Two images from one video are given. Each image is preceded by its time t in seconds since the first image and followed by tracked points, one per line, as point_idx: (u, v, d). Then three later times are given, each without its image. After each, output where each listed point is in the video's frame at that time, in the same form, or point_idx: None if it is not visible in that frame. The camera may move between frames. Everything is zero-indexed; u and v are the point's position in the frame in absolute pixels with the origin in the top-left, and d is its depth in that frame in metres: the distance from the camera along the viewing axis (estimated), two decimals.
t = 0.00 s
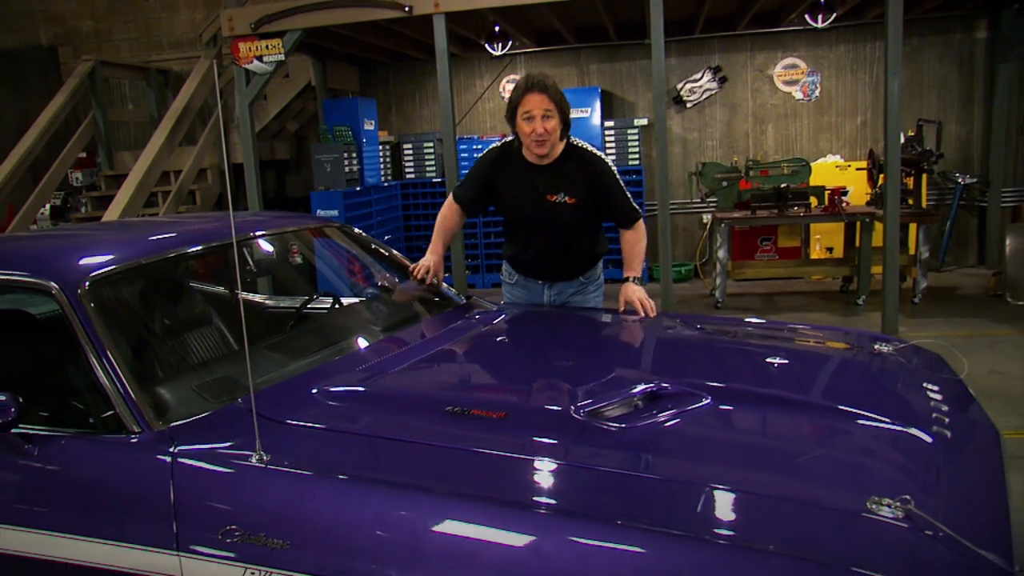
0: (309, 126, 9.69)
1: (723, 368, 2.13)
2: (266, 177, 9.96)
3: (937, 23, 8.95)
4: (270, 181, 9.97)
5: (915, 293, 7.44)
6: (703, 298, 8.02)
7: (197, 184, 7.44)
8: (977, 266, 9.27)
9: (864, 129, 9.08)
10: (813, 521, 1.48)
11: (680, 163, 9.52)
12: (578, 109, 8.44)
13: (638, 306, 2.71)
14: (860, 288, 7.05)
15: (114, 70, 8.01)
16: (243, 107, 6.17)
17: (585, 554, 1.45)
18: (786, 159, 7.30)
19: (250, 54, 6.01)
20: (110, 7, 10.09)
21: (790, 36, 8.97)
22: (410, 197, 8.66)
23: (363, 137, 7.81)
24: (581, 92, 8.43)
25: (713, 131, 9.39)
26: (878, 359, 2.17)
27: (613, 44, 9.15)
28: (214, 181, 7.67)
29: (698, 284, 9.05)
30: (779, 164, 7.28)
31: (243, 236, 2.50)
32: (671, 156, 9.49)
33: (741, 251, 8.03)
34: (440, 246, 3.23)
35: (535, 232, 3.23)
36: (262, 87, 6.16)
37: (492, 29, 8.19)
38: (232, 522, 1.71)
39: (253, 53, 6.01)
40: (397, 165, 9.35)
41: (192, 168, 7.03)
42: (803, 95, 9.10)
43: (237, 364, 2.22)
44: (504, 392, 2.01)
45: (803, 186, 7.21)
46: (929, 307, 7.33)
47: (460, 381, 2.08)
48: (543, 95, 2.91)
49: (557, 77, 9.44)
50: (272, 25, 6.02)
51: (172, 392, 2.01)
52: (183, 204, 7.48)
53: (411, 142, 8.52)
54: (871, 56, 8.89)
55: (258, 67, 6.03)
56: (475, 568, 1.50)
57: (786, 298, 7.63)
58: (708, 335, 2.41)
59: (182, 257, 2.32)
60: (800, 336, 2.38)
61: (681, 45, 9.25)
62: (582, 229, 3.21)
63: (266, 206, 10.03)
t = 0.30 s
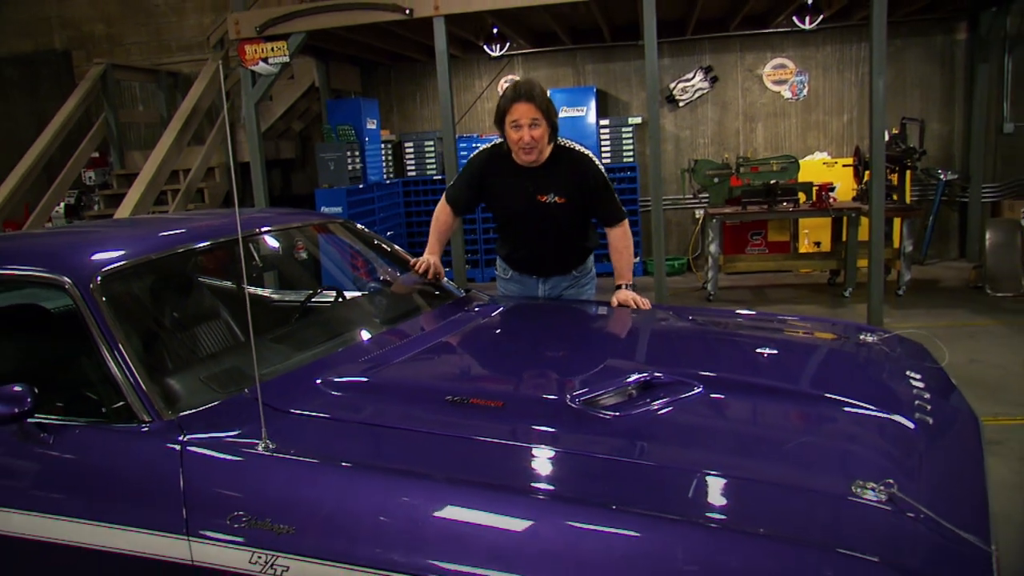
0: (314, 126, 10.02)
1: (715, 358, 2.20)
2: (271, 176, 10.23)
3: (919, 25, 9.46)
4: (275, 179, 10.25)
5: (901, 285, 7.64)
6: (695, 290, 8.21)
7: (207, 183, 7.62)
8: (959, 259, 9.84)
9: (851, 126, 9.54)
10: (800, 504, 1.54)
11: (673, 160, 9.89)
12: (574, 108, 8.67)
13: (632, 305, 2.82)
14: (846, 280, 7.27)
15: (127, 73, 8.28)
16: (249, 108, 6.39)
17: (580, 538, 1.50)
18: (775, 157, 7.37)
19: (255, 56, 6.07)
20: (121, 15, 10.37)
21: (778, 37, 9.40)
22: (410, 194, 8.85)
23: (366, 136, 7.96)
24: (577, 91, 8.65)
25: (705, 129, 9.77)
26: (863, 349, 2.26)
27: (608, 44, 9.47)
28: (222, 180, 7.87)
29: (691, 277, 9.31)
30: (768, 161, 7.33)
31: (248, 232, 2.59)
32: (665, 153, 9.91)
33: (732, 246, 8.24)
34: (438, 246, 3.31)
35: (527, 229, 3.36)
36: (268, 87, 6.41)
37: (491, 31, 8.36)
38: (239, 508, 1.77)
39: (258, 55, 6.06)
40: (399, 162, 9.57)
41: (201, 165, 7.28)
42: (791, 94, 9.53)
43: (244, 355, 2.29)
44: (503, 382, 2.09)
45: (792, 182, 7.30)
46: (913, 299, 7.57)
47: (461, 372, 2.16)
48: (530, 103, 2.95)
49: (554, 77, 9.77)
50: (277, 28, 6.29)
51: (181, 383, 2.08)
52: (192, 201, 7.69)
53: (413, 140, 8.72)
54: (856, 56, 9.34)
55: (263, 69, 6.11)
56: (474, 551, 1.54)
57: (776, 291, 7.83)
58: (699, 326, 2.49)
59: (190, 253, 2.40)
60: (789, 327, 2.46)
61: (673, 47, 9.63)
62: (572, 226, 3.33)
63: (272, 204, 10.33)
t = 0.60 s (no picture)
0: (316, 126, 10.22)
1: (706, 347, 2.29)
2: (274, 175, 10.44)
3: (904, 26, 9.67)
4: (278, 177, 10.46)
5: (885, 277, 7.79)
6: (687, 282, 8.34)
7: (215, 181, 7.78)
8: (940, 251, 10.03)
9: (836, 123, 9.71)
10: (788, 487, 1.61)
11: (666, 156, 10.10)
12: (570, 107, 8.78)
13: (625, 297, 2.91)
14: (833, 272, 7.40)
15: (138, 75, 8.52)
16: (255, 108, 6.53)
17: (575, 521, 1.56)
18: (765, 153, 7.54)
19: (262, 58, 6.45)
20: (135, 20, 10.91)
21: (765, 38, 9.60)
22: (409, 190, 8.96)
23: (368, 135, 8.02)
24: (574, 91, 8.74)
25: (697, 127, 9.97)
26: (849, 339, 2.35)
27: (602, 45, 9.58)
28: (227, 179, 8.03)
29: (684, 270, 9.49)
30: (758, 157, 7.52)
31: (253, 229, 2.68)
32: (658, 149, 10.11)
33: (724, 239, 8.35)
34: (437, 242, 3.38)
35: (523, 220, 3.43)
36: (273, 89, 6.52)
37: (488, 33, 8.45)
38: (248, 495, 1.84)
39: (264, 58, 6.45)
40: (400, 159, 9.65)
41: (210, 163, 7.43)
42: (779, 92, 9.72)
43: (251, 346, 2.37)
44: (501, 372, 2.16)
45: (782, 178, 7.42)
46: (898, 290, 7.69)
47: (461, 362, 2.24)
48: (526, 98, 3.01)
49: (550, 77, 9.88)
50: (279, 32, 6.36)
51: (191, 374, 2.16)
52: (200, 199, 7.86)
53: (414, 138, 8.78)
54: (842, 57, 9.53)
55: (269, 71, 6.48)
56: (473, 535, 1.61)
57: (767, 282, 7.95)
58: (691, 317, 2.58)
59: (198, 248, 2.49)
60: (778, 318, 2.54)
61: (665, 47, 9.83)
62: (566, 216, 3.40)
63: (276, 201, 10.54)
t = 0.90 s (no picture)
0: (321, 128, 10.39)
1: (700, 339, 2.36)
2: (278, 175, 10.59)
3: (892, 27, 9.87)
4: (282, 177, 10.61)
5: (874, 270, 7.89)
6: (682, 276, 8.42)
7: (225, 179, 7.91)
8: (928, 245, 10.33)
9: (827, 122, 9.82)
10: (779, 473, 1.68)
11: (662, 154, 10.21)
12: (570, 106, 8.82)
13: (623, 291, 2.99)
14: (824, 267, 7.52)
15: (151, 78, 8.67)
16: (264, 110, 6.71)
17: (574, 508, 1.63)
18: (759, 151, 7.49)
19: (269, 60, 6.40)
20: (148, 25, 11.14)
21: (758, 39, 9.70)
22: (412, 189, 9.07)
23: (373, 135, 8.09)
24: (573, 91, 8.77)
25: (692, 125, 10.07)
26: (839, 330, 2.42)
27: (600, 46, 9.67)
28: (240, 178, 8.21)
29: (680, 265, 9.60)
30: (752, 155, 7.48)
31: (261, 226, 2.76)
32: (654, 148, 10.21)
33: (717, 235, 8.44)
34: (439, 236, 3.44)
35: (519, 213, 3.50)
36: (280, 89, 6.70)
37: (491, 35, 8.56)
38: (257, 483, 1.91)
39: (271, 60, 6.39)
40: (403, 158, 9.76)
41: (220, 163, 7.59)
42: (772, 91, 9.84)
43: (259, 340, 2.44)
44: (502, 364, 2.24)
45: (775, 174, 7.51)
46: (887, 283, 7.78)
47: (464, 354, 2.32)
48: (523, 96, 3.08)
49: (549, 77, 9.97)
50: (288, 34, 6.50)
51: (200, 366, 2.23)
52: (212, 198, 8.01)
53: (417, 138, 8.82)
54: (832, 57, 9.63)
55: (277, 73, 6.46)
56: (475, 521, 1.68)
57: (761, 276, 8.03)
58: (686, 310, 2.65)
59: (208, 245, 2.56)
60: (771, 311, 2.62)
61: (661, 48, 9.94)
62: (562, 208, 3.47)
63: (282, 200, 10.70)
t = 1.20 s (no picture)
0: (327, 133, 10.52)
1: (696, 336, 2.43)
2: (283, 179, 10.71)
3: (883, 33, 9.96)
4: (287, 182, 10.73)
5: (865, 268, 7.96)
6: (679, 274, 8.47)
7: (236, 184, 8.05)
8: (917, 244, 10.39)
9: (820, 125, 9.90)
10: (771, 466, 1.74)
11: (659, 156, 10.28)
12: (570, 109, 8.89)
13: (619, 288, 3.06)
14: (817, 265, 7.57)
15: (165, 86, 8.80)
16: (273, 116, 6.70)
17: (574, 501, 1.70)
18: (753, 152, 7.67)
19: (278, 67, 6.51)
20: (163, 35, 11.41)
21: (752, 45, 9.77)
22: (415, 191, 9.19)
23: (379, 139, 8.16)
24: (573, 95, 8.83)
25: (689, 128, 10.14)
26: (830, 326, 2.50)
27: (598, 52, 9.75)
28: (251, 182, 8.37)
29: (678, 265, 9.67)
30: (746, 156, 7.68)
31: (268, 227, 2.85)
32: (651, 151, 10.28)
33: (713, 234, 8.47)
34: (439, 236, 3.51)
35: (512, 211, 3.58)
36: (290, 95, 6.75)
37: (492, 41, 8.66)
38: (265, 477, 1.98)
39: (280, 67, 6.51)
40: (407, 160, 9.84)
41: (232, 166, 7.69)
42: (765, 95, 9.90)
43: (267, 337, 2.52)
44: (503, 361, 2.31)
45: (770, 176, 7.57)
46: (877, 280, 7.84)
47: (468, 351, 2.39)
48: (504, 98, 3.14)
49: (549, 82, 10.05)
50: (296, 42, 6.56)
51: (210, 364, 2.30)
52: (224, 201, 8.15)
53: (422, 141, 8.94)
54: (824, 63, 9.70)
55: (285, 80, 6.52)
56: (477, 513, 1.74)
57: (756, 274, 8.09)
58: (682, 308, 2.72)
59: (217, 246, 2.64)
60: (766, 308, 2.69)
61: (658, 53, 10.01)
62: (553, 206, 3.54)
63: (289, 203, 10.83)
